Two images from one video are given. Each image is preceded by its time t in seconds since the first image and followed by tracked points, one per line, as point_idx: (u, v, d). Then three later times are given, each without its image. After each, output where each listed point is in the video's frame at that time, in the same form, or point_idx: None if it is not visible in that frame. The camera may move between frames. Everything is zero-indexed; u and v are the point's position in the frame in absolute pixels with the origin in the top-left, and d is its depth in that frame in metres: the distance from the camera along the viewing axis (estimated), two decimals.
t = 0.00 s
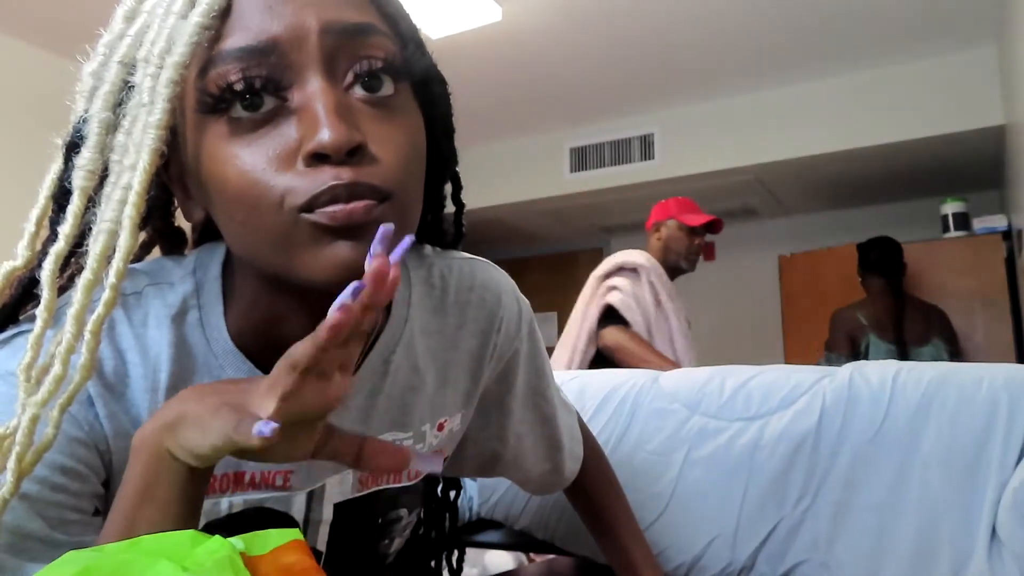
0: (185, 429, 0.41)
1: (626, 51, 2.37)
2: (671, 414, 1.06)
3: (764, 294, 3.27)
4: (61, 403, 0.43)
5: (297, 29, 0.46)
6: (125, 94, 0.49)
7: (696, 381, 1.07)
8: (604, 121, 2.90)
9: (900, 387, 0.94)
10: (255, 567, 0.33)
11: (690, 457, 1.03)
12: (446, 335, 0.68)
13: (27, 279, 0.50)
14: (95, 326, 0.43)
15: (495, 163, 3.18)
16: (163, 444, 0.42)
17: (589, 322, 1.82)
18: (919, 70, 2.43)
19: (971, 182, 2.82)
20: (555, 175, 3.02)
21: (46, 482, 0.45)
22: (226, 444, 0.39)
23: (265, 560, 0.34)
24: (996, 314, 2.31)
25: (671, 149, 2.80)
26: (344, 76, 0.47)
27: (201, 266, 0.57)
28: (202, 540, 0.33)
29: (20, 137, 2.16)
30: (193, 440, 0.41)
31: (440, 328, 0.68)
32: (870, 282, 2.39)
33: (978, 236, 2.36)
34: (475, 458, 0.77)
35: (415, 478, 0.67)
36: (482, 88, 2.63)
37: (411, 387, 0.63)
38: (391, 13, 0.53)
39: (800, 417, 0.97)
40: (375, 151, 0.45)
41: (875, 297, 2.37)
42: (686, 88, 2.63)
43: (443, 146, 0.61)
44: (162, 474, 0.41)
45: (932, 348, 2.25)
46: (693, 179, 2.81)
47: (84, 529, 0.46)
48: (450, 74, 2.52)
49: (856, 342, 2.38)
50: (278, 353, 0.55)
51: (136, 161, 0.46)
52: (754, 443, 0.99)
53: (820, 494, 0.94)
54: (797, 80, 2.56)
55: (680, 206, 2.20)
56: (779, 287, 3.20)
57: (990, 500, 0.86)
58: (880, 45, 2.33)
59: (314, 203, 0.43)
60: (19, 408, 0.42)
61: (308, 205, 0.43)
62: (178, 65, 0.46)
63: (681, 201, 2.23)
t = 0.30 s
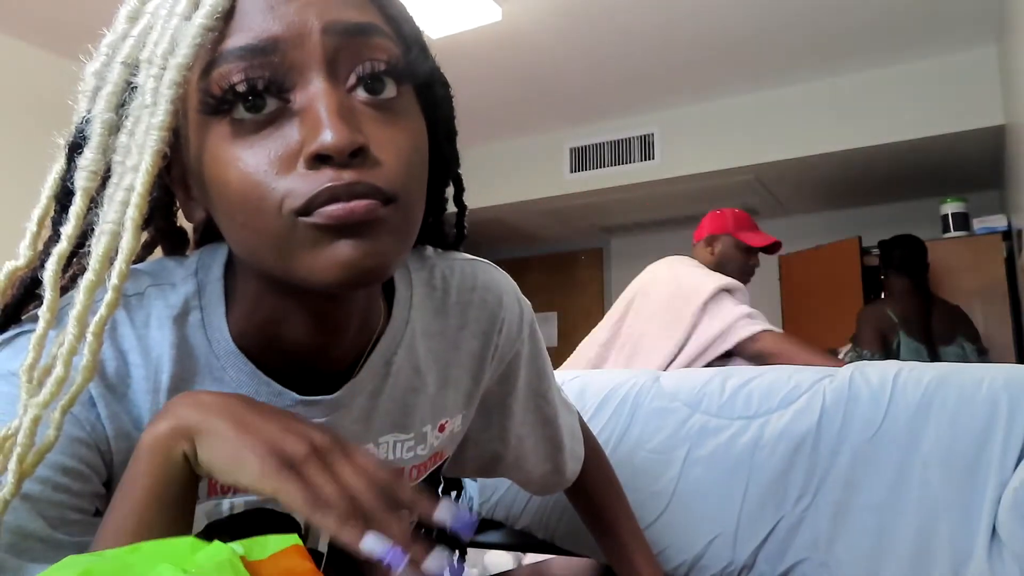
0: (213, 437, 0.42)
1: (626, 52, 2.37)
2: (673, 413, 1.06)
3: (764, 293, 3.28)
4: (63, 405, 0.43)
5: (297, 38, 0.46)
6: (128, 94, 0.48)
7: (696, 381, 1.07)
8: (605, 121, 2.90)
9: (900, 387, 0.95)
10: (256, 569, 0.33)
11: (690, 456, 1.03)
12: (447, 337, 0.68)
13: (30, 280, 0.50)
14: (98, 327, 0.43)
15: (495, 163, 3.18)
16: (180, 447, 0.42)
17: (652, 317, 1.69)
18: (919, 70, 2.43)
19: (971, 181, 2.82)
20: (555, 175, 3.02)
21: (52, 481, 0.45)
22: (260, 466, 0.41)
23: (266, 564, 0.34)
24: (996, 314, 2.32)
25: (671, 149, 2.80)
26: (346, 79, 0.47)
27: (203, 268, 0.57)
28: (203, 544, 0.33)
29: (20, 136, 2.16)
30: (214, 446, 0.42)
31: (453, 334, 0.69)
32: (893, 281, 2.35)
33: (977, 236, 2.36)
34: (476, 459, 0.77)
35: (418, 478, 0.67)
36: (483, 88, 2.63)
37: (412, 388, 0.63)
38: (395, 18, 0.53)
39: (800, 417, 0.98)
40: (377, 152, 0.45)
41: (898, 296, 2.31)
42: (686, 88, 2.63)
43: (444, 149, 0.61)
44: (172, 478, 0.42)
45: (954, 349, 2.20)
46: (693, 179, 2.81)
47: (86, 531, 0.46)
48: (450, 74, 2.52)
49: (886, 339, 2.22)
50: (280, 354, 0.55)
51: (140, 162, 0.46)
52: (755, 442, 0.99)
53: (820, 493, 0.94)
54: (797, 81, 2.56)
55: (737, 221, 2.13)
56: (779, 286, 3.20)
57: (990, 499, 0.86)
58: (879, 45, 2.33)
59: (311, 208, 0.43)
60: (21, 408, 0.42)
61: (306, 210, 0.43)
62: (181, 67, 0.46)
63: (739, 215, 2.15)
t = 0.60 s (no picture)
0: (313, 448, 0.45)
1: (626, 52, 2.37)
2: (672, 414, 1.06)
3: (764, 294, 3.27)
4: (72, 379, 0.42)
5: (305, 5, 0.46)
6: (129, 69, 0.47)
7: (695, 381, 1.07)
8: (605, 121, 2.90)
9: (900, 386, 0.94)
10: (256, 568, 0.33)
11: (690, 456, 1.02)
12: (439, 325, 0.69)
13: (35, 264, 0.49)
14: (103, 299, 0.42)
15: (495, 164, 3.17)
16: (282, 459, 0.45)
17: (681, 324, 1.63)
18: (919, 70, 2.43)
19: (971, 182, 2.82)
20: (555, 175, 3.02)
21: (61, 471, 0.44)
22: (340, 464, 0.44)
23: (264, 562, 0.33)
24: (995, 315, 2.32)
25: (671, 149, 2.80)
26: (351, 54, 0.48)
27: (195, 252, 0.57)
28: (202, 540, 0.32)
29: (20, 136, 2.16)
30: (309, 452, 0.45)
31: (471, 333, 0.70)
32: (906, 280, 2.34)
33: (977, 236, 2.36)
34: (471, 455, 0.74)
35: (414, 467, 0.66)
36: (483, 88, 2.63)
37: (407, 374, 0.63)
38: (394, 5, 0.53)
39: (800, 416, 0.97)
40: (382, 123, 0.46)
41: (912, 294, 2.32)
42: (686, 88, 2.63)
43: (438, 135, 0.62)
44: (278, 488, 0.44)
45: (964, 349, 2.25)
46: (693, 179, 2.80)
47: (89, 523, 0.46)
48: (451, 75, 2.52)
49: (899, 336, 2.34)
50: (276, 343, 0.55)
51: (144, 134, 0.44)
52: (755, 442, 0.99)
53: (820, 493, 0.94)
54: (797, 80, 2.56)
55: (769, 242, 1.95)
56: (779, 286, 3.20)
57: (989, 502, 0.85)
58: (878, 45, 2.33)
59: (321, 176, 0.43)
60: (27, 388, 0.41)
61: (315, 179, 0.43)
62: (186, 37, 0.45)
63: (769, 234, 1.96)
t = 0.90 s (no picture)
0: (293, 437, 0.45)
1: (626, 52, 2.37)
2: (671, 414, 1.06)
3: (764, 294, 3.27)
4: (64, 404, 0.41)
5: (298, 26, 0.46)
6: (124, 83, 0.46)
7: (694, 381, 1.08)
8: (605, 121, 2.90)
9: (899, 386, 0.94)
10: (256, 568, 0.33)
11: (689, 457, 1.02)
12: (438, 329, 0.68)
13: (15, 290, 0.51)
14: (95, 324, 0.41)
15: (495, 164, 3.17)
16: (264, 454, 0.45)
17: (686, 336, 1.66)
18: (919, 70, 2.43)
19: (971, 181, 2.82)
20: (555, 175, 3.02)
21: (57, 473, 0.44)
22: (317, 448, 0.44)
23: (264, 563, 0.33)
24: (995, 315, 2.32)
25: (671, 149, 2.80)
26: (344, 77, 0.47)
27: (192, 261, 0.57)
28: (203, 539, 0.32)
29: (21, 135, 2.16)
30: (289, 440, 0.45)
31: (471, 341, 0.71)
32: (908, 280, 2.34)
33: (977, 236, 2.36)
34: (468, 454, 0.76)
35: (410, 472, 0.67)
36: (483, 88, 2.63)
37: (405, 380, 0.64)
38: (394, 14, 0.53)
39: (800, 416, 0.97)
40: (370, 152, 0.46)
41: (916, 295, 2.32)
42: (686, 88, 2.63)
43: (439, 149, 0.61)
44: (257, 481, 0.44)
45: (964, 349, 2.32)
46: (693, 180, 2.80)
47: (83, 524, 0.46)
48: (451, 75, 2.52)
49: (913, 336, 2.34)
50: (273, 351, 0.56)
51: (137, 153, 0.43)
52: (754, 441, 0.99)
53: (819, 493, 0.94)
54: (797, 80, 2.56)
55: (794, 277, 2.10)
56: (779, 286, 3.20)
57: (989, 499, 0.86)
58: (878, 45, 2.33)
59: (307, 216, 0.44)
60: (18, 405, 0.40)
61: (300, 216, 0.44)
62: (177, 59, 0.45)
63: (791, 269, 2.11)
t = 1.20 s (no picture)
0: (274, 434, 0.44)
1: (626, 52, 2.38)
2: (672, 412, 1.06)
3: (764, 294, 3.27)
4: (67, 410, 0.42)
5: (308, 29, 0.46)
6: (125, 91, 0.45)
7: (693, 380, 1.08)
8: (605, 121, 2.90)
9: (900, 383, 0.95)
10: (256, 567, 0.33)
11: (689, 456, 1.02)
12: (433, 323, 0.68)
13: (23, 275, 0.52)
14: (103, 331, 0.41)
15: (495, 163, 3.18)
16: (247, 450, 0.44)
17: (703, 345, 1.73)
18: (918, 70, 2.43)
19: (970, 181, 2.82)
20: (555, 175, 3.02)
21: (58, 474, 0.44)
22: (297, 446, 0.43)
23: (264, 563, 0.33)
24: (994, 315, 2.32)
25: (671, 149, 2.80)
26: (355, 79, 0.48)
27: (191, 259, 0.57)
28: (202, 540, 0.32)
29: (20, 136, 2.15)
30: (270, 436, 0.44)
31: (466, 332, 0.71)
32: (905, 280, 2.34)
33: (977, 236, 2.36)
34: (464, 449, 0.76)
35: (408, 464, 0.68)
36: (483, 88, 2.63)
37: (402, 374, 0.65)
38: (387, 13, 0.53)
39: (799, 414, 0.98)
40: (386, 152, 0.46)
41: (916, 295, 2.32)
42: (686, 88, 2.63)
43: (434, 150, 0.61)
44: (239, 479, 0.44)
45: (965, 348, 2.31)
46: (693, 180, 2.81)
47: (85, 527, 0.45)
48: (451, 75, 2.52)
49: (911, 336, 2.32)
50: (274, 347, 0.56)
51: (143, 163, 0.43)
52: (754, 441, 0.99)
53: (819, 493, 0.94)
54: (797, 80, 2.56)
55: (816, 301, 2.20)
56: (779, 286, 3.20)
57: (989, 497, 0.86)
58: (877, 46, 2.33)
59: (329, 218, 0.44)
60: (21, 415, 0.40)
61: (322, 218, 0.44)
62: (187, 67, 0.43)
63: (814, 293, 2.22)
